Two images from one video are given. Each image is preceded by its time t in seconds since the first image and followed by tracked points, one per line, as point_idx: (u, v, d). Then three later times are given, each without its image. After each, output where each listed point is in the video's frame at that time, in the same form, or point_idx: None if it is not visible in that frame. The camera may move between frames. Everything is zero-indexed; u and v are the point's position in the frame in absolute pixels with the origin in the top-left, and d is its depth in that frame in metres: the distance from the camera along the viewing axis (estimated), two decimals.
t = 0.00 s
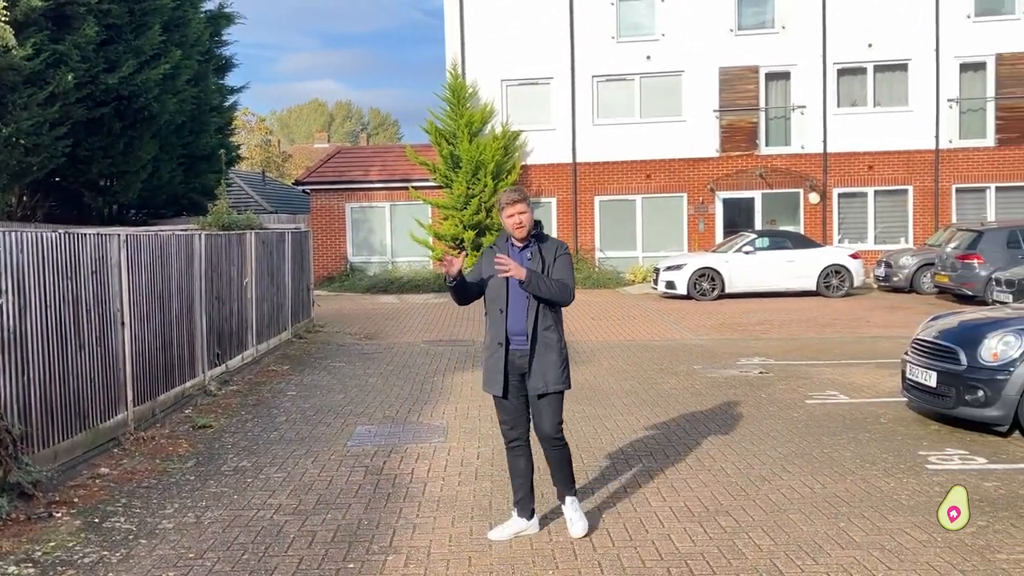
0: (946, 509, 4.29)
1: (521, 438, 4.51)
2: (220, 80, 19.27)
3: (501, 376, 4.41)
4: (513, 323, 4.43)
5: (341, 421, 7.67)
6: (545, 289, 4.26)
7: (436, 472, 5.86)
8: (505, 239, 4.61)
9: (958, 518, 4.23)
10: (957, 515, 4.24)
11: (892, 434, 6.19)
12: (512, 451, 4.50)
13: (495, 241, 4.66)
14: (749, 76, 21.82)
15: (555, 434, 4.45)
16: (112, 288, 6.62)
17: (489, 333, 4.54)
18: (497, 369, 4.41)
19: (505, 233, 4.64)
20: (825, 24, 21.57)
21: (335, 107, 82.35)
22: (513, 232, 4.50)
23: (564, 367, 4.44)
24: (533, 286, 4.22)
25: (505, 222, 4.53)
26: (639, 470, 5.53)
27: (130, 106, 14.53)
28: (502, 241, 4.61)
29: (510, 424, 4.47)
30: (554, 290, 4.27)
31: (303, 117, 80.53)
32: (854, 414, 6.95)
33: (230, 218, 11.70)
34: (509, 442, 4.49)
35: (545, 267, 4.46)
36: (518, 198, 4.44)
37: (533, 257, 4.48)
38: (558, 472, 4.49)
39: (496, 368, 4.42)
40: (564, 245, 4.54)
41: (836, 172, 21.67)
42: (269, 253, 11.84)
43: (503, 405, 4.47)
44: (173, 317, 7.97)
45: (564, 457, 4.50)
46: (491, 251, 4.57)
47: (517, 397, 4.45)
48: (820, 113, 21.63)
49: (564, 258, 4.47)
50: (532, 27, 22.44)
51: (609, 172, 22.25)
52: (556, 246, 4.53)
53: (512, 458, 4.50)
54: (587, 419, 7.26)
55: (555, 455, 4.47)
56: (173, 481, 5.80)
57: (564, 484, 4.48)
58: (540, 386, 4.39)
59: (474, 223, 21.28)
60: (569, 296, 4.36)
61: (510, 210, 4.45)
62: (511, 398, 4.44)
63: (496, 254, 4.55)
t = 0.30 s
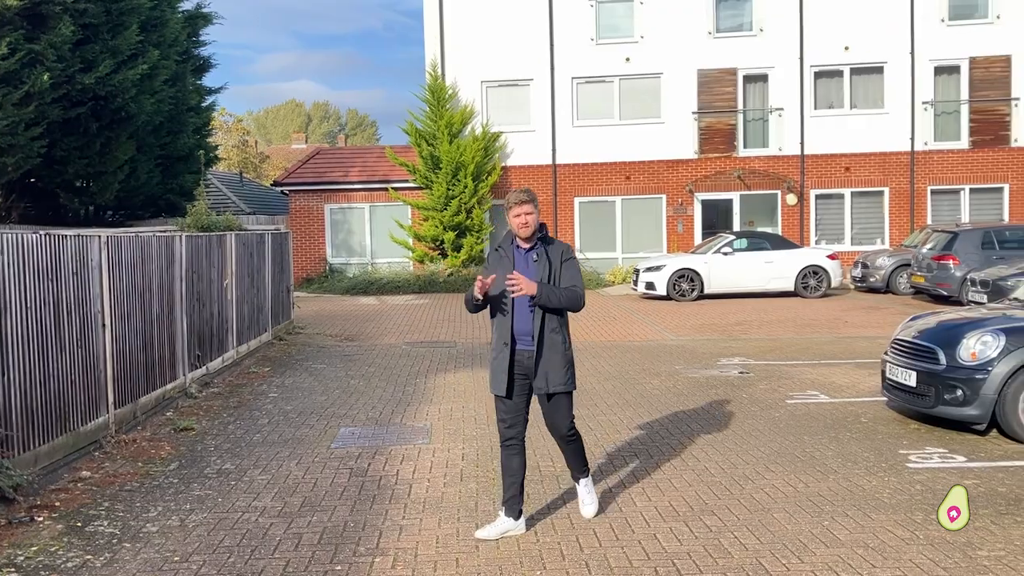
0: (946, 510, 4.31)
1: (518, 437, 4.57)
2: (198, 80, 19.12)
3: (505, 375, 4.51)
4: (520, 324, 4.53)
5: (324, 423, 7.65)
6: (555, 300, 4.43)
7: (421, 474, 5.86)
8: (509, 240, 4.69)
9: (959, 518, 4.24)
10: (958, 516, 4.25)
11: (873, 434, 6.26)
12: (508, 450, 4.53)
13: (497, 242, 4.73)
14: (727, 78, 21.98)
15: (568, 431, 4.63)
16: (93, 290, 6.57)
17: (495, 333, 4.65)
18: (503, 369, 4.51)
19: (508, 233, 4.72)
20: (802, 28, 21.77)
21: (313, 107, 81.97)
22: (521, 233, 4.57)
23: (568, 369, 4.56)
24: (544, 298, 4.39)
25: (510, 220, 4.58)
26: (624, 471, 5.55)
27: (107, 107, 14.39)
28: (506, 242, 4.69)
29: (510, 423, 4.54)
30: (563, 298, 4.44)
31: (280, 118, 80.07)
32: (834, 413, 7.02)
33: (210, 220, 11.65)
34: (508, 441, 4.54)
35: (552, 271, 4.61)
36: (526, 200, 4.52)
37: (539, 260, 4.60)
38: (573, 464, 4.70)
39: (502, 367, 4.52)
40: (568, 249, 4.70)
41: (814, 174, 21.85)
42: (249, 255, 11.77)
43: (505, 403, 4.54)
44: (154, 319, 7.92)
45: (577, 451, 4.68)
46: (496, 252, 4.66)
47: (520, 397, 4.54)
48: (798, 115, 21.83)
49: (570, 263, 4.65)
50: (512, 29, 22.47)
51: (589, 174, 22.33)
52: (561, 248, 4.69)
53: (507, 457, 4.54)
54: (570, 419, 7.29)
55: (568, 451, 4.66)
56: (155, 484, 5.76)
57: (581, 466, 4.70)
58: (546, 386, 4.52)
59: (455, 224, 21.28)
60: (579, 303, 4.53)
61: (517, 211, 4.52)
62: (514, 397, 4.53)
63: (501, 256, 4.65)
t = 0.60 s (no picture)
0: (946, 510, 4.28)
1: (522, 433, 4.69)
2: (178, 81, 18.97)
3: (519, 375, 4.62)
4: (536, 326, 4.66)
5: (308, 424, 7.63)
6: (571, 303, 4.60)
7: (407, 474, 5.86)
8: (523, 243, 4.81)
9: (959, 518, 4.23)
10: (957, 516, 4.23)
11: (855, 432, 6.32)
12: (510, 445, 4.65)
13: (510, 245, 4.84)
14: (708, 80, 22.10)
15: (567, 426, 4.72)
16: (74, 291, 6.51)
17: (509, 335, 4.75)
18: (517, 370, 4.62)
19: (521, 236, 4.83)
20: (782, 29, 21.92)
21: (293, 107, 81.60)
22: (535, 236, 4.68)
23: (578, 370, 4.69)
24: (562, 300, 4.57)
25: (524, 225, 4.70)
26: (610, 471, 5.58)
27: (87, 107, 14.26)
28: (520, 246, 4.80)
29: (518, 421, 4.65)
30: (579, 300, 4.59)
31: (259, 118, 79.64)
32: (816, 413, 7.08)
33: (191, 220, 11.61)
34: (514, 437, 4.64)
35: (567, 274, 4.73)
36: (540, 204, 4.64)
37: (554, 262, 4.72)
38: (565, 463, 4.78)
39: (516, 367, 4.64)
40: (582, 252, 4.81)
41: (794, 175, 22.01)
42: (230, 256, 11.71)
43: (515, 401, 4.65)
44: (135, 320, 7.86)
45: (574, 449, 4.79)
46: (510, 254, 4.75)
47: (530, 395, 4.67)
48: (778, 117, 21.98)
49: (584, 266, 4.78)
50: (494, 30, 22.48)
51: (571, 175, 22.38)
52: (574, 251, 4.80)
53: (507, 452, 4.65)
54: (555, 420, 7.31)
55: (563, 448, 4.76)
56: (139, 486, 5.72)
57: (568, 475, 4.78)
58: (558, 386, 4.66)
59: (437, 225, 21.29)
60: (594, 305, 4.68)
61: (532, 215, 4.65)
62: (524, 397, 4.65)
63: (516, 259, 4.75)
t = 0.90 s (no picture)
0: (945, 510, 4.29)
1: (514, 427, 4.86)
2: (155, 81, 18.81)
3: (515, 368, 4.77)
4: (536, 322, 4.80)
5: (290, 426, 7.59)
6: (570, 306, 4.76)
7: (390, 476, 5.85)
8: (527, 241, 4.98)
9: (959, 517, 4.23)
10: (957, 515, 4.24)
11: (834, 431, 6.38)
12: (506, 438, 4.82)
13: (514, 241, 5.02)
14: (687, 81, 22.23)
15: (557, 420, 4.85)
16: (52, 293, 6.44)
17: (508, 330, 4.88)
18: (514, 363, 4.76)
19: (526, 234, 5.00)
20: (760, 31, 22.08)
21: (271, 107, 81.12)
22: (540, 235, 4.86)
23: (574, 367, 4.84)
24: (563, 305, 4.71)
25: (530, 223, 4.88)
26: (592, 471, 5.60)
27: (62, 107, 14.16)
28: (525, 245, 4.97)
29: (511, 413, 4.80)
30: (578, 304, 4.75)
31: (237, 118, 79.10)
32: (796, 412, 7.14)
33: (169, 221, 11.56)
34: (507, 427, 4.82)
35: (569, 275, 4.90)
36: (546, 202, 4.83)
37: (557, 263, 4.89)
38: (552, 458, 4.89)
39: (513, 360, 4.78)
40: (583, 255, 4.98)
41: (772, 176, 22.16)
42: (209, 258, 11.63)
43: (508, 394, 4.80)
44: (114, 321, 7.79)
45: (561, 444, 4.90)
46: (514, 251, 4.93)
47: (523, 388, 4.81)
48: (756, 118, 22.14)
49: (585, 269, 4.96)
50: (474, 30, 22.48)
51: (551, 176, 22.42)
52: (576, 253, 4.99)
53: (501, 442, 4.84)
54: (535, 421, 7.33)
55: (550, 440, 4.88)
56: (118, 489, 5.67)
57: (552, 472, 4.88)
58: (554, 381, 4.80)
59: (417, 226, 21.26)
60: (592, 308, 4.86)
61: (537, 214, 4.83)
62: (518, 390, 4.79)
63: (520, 257, 4.92)
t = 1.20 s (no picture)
0: (948, 510, 4.34)
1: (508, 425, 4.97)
2: (133, 80, 18.63)
3: (503, 367, 4.80)
4: (524, 321, 4.83)
5: (269, 427, 7.55)
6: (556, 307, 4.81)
7: (370, 476, 5.83)
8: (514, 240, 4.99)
9: (960, 518, 4.27)
10: (959, 516, 4.28)
11: (812, 430, 6.42)
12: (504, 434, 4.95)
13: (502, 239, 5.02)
14: (668, 82, 22.32)
15: (540, 418, 4.86)
16: (28, 294, 6.37)
17: (494, 329, 4.92)
18: (503, 363, 4.79)
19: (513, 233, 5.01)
20: (740, 32, 22.20)
21: (251, 107, 80.64)
22: (528, 236, 4.87)
23: (559, 364, 4.89)
24: (549, 307, 4.76)
25: (518, 223, 4.89)
26: (572, 470, 5.61)
27: (39, 105, 14.01)
28: (512, 244, 4.98)
29: (503, 412, 4.88)
30: (564, 304, 4.80)
31: (217, 117, 78.51)
32: (775, 411, 7.18)
33: (148, 221, 11.48)
34: (499, 423, 4.92)
35: (555, 275, 4.92)
36: (535, 204, 4.83)
37: (544, 263, 4.92)
38: (536, 456, 4.89)
39: (501, 360, 4.81)
40: (569, 255, 5.01)
41: (752, 177, 22.29)
42: (188, 258, 11.53)
43: (499, 393, 4.86)
44: (91, 322, 7.71)
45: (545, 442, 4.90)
46: (501, 251, 4.95)
47: (514, 388, 4.86)
48: (736, 119, 22.26)
49: (571, 269, 4.99)
50: (455, 30, 22.46)
51: (533, 176, 22.44)
52: (562, 253, 5.01)
53: (505, 435, 4.98)
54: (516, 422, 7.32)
55: (535, 438, 4.89)
56: (95, 491, 5.61)
57: (534, 471, 4.89)
58: (541, 379, 4.84)
59: (398, 226, 21.20)
60: (578, 309, 4.91)
61: (526, 214, 4.83)
62: (508, 389, 4.84)
63: (508, 257, 4.95)
